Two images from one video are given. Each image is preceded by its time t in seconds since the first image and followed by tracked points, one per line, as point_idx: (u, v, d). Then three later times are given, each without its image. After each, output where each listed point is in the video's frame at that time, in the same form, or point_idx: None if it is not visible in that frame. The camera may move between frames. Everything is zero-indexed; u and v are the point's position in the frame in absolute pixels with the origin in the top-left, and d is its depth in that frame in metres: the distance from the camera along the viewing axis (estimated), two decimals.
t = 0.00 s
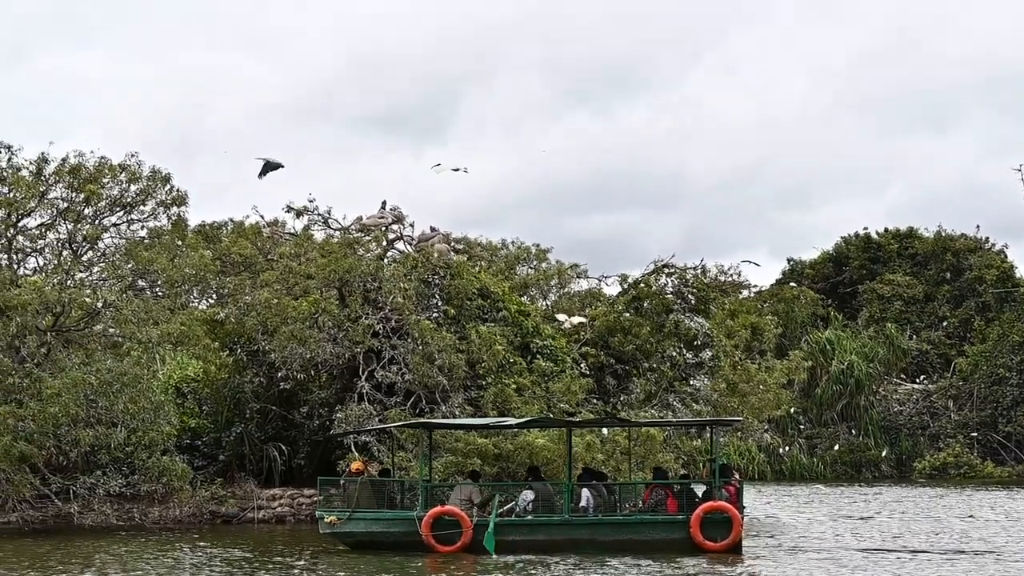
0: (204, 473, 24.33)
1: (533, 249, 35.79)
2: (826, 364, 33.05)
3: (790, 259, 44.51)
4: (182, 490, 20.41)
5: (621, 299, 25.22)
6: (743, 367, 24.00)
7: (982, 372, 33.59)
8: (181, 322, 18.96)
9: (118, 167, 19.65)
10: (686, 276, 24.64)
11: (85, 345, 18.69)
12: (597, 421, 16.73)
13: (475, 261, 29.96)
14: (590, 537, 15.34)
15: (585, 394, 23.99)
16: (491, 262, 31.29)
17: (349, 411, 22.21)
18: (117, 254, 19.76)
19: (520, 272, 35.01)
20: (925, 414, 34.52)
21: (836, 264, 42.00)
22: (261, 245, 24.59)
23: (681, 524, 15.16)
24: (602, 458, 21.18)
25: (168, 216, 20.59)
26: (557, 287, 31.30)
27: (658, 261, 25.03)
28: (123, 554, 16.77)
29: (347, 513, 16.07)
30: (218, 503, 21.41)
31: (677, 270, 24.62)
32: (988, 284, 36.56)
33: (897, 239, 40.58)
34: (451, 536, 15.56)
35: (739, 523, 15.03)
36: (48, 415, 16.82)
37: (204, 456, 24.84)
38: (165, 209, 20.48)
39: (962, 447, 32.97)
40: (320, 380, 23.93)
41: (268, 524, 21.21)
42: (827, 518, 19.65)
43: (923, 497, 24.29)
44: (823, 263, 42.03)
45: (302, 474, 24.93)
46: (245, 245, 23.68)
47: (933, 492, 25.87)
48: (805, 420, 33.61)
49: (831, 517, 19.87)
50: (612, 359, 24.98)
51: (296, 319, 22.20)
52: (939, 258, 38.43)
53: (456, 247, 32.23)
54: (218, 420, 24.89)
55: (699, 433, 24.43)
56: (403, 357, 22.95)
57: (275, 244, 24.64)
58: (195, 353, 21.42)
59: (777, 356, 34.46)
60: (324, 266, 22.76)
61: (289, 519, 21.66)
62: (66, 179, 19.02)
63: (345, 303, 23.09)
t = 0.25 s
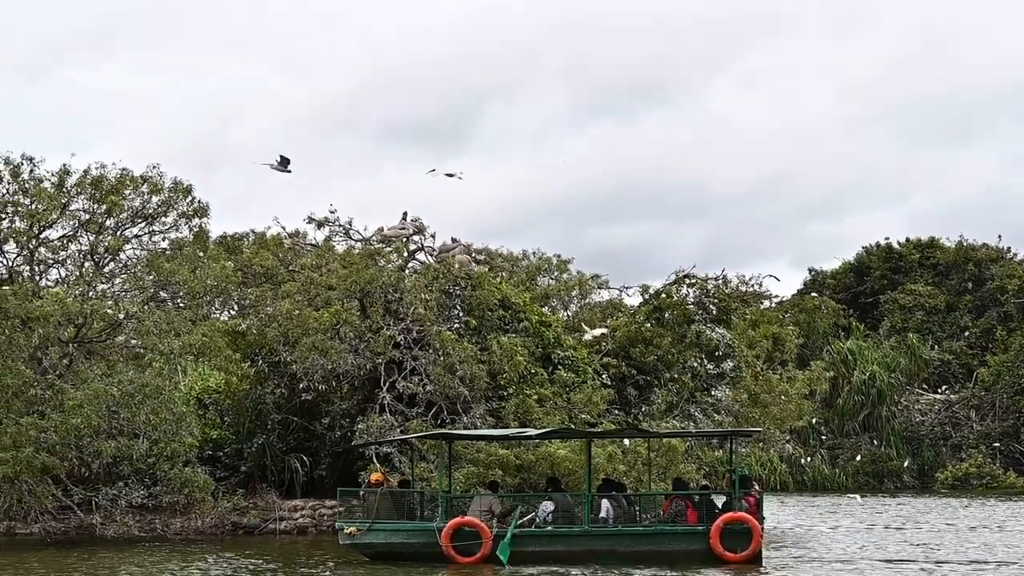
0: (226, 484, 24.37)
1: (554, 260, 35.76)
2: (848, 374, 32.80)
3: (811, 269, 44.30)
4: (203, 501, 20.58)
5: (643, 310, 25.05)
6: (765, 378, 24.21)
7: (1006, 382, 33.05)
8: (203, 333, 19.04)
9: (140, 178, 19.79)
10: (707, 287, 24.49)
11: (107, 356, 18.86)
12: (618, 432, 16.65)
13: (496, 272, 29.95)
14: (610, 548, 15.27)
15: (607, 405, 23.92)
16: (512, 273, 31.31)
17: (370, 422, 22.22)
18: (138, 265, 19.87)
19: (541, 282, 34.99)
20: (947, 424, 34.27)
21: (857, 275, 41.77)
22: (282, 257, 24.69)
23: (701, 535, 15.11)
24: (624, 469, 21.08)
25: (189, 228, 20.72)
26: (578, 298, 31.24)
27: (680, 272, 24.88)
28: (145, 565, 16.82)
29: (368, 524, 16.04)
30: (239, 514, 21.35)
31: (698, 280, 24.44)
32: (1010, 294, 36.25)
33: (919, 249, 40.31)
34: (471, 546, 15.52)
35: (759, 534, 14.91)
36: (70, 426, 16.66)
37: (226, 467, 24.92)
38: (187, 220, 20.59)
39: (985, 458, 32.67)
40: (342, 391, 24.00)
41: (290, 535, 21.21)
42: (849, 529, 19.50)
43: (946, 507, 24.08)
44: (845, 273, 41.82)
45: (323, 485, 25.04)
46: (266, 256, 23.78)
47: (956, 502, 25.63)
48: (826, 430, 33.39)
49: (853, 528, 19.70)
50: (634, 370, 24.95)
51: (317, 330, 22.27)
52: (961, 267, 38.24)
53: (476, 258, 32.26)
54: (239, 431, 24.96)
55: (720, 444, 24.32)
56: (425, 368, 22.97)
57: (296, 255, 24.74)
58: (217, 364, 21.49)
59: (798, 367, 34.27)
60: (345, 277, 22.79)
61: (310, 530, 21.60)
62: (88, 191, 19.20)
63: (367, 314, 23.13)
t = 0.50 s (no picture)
0: (245, 493, 24.36)
1: (574, 269, 35.75)
2: (868, 383, 32.74)
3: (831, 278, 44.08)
4: (223, 510, 20.46)
5: (662, 319, 24.99)
6: (785, 387, 24.10)
7: None
8: (223, 343, 19.11)
9: (161, 188, 19.91)
10: (727, 296, 24.46)
11: (127, 365, 18.89)
12: (638, 441, 16.54)
13: (515, 281, 29.96)
14: (629, 557, 15.19)
15: (627, 414, 23.85)
16: (532, 282, 31.32)
17: (390, 431, 22.23)
18: (158, 274, 19.97)
19: (561, 291, 34.95)
20: (968, 433, 33.93)
21: (877, 283, 41.53)
22: (301, 266, 24.77)
23: (718, 544, 15.03)
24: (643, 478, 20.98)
25: (209, 238, 20.81)
26: (597, 307, 31.20)
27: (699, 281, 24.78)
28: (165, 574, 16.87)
29: (385, 534, 16.03)
30: (259, 523, 21.47)
31: (718, 290, 24.36)
32: None
33: (939, 258, 40.02)
34: (489, 556, 15.40)
35: (777, 543, 14.80)
36: (90, 435, 16.77)
37: (246, 476, 25.02)
38: (207, 229, 20.68)
39: (1005, 467, 32.36)
40: (362, 401, 24.04)
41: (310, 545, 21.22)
42: (869, 538, 19.34)
43: (968, 517, 23.84)
44: (864, 282, 41.60)
45: (343, 494, 25.09)
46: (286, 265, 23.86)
47: (978, 512, 25.38)
48: (846, 439, 33.18)
49: (873, 537, 19.55)
50: (653, 379, 24.91)
51: (337, 339, 22.25)
52: (981, 276, 37.48)
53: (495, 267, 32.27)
54: (259, 441, 25.05)
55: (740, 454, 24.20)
56: (444, 377, 22.96)
57: (316, 264, 24.81)
58: (236, 373, 21.54)
59: (818, 376, 34.10)
60: (364, 287, 22.77)
61: (330, 540, 21.70)
62: (108, 201, 19.36)
63: (386, 324, 23.22)
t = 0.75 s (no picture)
0: (272, 502, 24.56)
1: (599, 278, 35.68)
2: (894, 394, 32.23)
3: (857, 287, 43.78)
4: (250, 520, 20.56)
5: (688, 328, 24.95)
6: (811, 397, 23.90)
7: None
8: (249, 352, 19.20)
9: (187, 198, 20.07)
10: (752, 305, 24.38)
11: (154, 375, 19.00)
12: (663, 449, 16.43)
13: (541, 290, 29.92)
14: (653, 566, 15.09)
15: (653, 423, 23.75)
16: (557, 292, 31.32)
17: (417, 440, 22.27)
18: (185, 284, 20.10)
19: (586, 301, 34.91)
20: (994, 443, 33.63)
21: (903, 292, 41.21)
22: (327, 275, 24.87)
23: (744, 554, 14.92)
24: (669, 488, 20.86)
25: (235, 247, 20.94)
26: (623, 316, 31.10)
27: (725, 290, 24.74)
28: None
29: (410, 542, 15.97)
30: (286, 533, 21.50)
31: (743, 298, 24.27)
32: None
33: (965, 266, 39.66)
34: (513, 566, 15.23)
35: (802, 552, 14.64)
36: (117, 445, 16.89)
37: (272, 486, 25.19)
38: (233, 239, 20.81)
39: None
40: (387, 410, 24.04)
41: (336, 554, 21.22)
42: (898, 548, 19.12)
43: (998, 527, 23.55)
44: (890, 291, 41.29)
45: (369, 503, 25.11)
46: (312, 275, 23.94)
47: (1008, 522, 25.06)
48: (872, 448, 32.93)
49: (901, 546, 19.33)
50: (679, 388, 24.79)
51: (363, 349, 22.39)
52: (1007, 285, 37.39)
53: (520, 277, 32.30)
54: (285, 450, 25.07)
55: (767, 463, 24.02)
56: (470, 387, 23.01)
57: (341, 274, 24.91)
58: (262, 383, 21.62)
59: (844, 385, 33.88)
60: (390, 296, 22.84)
61: (356, 549, 21.70)
62: (135, 211, 19.52)
63: (412, 333, 23.20)
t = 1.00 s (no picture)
0: (298, 507, 24.43)
1: (625, 282, 35.63)
2: (920, 397, 32.33)
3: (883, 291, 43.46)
4: (275, 524, 20.64)
5: (713, 332, 24.83)
6: (836, 401, 23.50)
7: None
8: (274, 357, 19.30)
9: (212, 204, 20.21)
10: (778, 309, 24.16)
11: (180, 380, 19.19)
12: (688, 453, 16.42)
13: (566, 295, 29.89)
14: (677, 571, 15.02)
15: (678, 428, 23.67)
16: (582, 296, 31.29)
17: (442, 445, 22.24)
18: (210, 289, 20.22)
19: (611, 305, 34.85)
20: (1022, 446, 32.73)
21: (929, 296, 40.88)
22: (352, 280, 24.96)
23: (768, 558, 14.88)
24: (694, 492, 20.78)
25: (260, 253, 21.04)
26: (648, 320, 31.01)
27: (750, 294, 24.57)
28: None
29: (434, 547, 16.05)
30: (311, 537, 21.55)
31: (768, 302, 24.12)
32: None
33: (992, 270, 39.30)
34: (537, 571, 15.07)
35: (827, 556, 14.56)
36: (142, 450, 16.93)
37: (298, 491, 25.02)
38: (258, 244, 20.93)
39: None
40: (412, 415, 24.08)
41: (361, 558, 21.23)
42: (924, 552, 18.96)
43: None
44: (916, 295, 40.97)
45: (394, 508, 25.09)
46: (337, 280, 24.02)
47: None
48: (898, 453, 32.68)
49: (928, 550, 19.18)
50: (704, 393, 24.71)
51: (388, 354, 22.38)
52: None
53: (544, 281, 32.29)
54: (311, 454, 25.19)
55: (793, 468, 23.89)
56: (495, 392, 22.90)
57: (366, 279, 25.00)
58: (288, 388, 21.74)
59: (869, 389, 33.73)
60: (415, 301, 22.86)
61: (381, 553, 21.65)
62: (160, 217, 19.68)
63: (437, 338, 23.26)
